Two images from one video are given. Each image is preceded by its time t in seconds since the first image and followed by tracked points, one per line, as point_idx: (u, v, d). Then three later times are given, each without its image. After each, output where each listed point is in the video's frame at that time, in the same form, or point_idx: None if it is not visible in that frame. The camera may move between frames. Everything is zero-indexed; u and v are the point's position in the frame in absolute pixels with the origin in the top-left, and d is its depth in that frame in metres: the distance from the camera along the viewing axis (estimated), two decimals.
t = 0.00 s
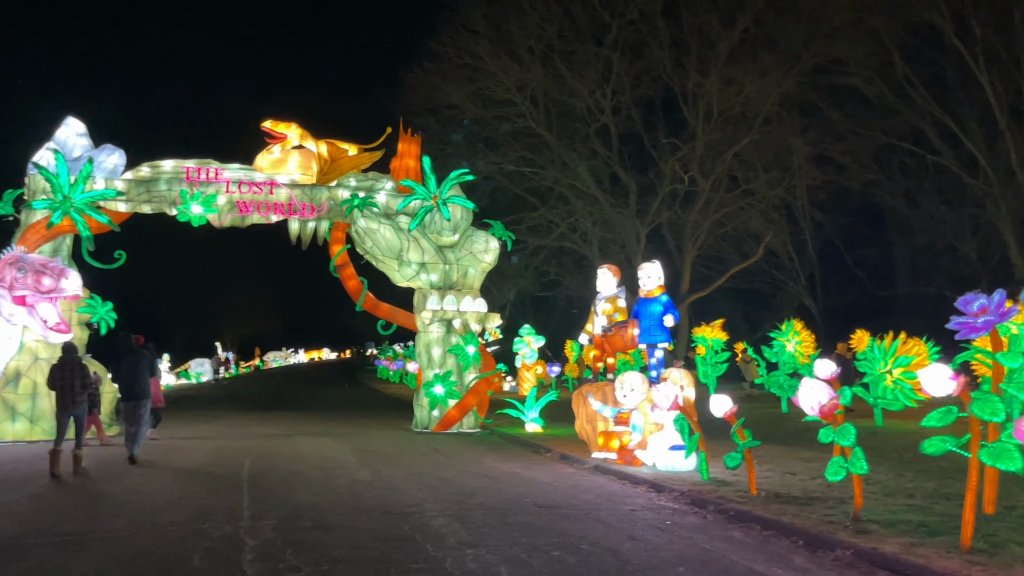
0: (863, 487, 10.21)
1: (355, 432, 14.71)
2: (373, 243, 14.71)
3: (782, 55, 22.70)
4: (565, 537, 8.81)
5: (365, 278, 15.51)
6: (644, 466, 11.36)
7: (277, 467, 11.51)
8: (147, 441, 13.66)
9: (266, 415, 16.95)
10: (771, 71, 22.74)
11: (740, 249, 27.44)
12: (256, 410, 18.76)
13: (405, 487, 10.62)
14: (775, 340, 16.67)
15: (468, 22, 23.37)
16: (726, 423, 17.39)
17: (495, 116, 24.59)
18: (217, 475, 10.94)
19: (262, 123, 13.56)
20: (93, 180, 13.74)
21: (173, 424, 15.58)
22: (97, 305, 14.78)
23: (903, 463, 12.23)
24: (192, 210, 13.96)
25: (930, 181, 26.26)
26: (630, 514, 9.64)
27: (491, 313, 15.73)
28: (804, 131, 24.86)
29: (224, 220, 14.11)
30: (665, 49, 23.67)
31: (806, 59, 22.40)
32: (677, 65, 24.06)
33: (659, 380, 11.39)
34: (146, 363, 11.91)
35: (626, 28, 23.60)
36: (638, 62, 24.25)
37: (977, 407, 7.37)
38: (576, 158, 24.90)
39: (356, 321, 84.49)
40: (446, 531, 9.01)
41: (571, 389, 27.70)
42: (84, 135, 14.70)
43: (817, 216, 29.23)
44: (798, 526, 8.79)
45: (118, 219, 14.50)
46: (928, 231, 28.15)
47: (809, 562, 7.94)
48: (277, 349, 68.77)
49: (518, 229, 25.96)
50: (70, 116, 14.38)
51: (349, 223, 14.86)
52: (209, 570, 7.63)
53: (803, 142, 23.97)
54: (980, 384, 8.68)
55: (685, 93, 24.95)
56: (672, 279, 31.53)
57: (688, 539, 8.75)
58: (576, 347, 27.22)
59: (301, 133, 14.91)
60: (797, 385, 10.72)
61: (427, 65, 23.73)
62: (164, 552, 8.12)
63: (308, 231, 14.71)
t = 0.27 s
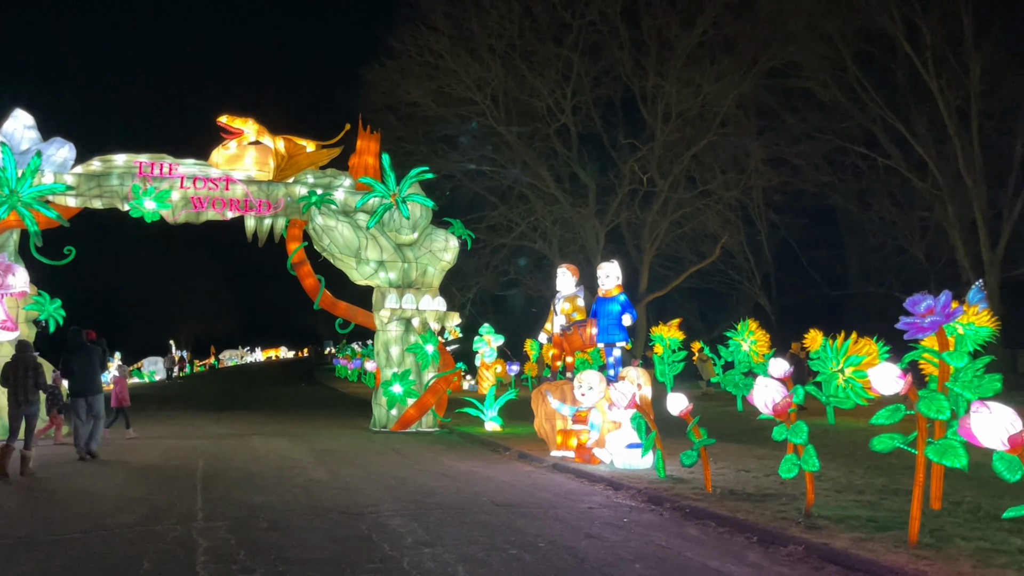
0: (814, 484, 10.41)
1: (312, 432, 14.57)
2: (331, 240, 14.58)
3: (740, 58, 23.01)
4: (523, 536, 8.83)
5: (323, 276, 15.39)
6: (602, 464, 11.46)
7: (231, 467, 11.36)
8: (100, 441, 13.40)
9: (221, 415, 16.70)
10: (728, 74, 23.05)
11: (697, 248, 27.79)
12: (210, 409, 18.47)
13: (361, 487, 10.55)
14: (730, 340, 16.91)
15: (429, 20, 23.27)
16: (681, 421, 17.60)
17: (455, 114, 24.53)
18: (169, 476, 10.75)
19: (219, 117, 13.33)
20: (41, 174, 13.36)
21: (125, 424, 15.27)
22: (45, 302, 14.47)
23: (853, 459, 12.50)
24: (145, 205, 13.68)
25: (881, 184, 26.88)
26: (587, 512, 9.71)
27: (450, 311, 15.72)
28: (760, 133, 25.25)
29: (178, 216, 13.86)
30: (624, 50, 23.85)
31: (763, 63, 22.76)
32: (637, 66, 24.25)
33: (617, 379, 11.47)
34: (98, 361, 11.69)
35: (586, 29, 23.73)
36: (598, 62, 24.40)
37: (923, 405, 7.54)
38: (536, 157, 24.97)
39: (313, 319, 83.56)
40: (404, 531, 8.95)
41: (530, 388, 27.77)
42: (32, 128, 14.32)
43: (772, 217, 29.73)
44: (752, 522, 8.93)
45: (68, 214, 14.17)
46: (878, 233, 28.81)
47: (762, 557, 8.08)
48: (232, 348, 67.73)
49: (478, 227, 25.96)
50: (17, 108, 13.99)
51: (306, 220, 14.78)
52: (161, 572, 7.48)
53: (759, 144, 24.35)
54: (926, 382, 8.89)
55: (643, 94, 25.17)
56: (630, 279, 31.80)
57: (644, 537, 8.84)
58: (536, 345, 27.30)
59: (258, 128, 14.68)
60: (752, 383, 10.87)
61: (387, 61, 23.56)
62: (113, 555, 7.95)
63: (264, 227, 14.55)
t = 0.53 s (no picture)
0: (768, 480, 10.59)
1: (268, 431, 14.39)
2: (287, 237, 14.38)
3: (698, 59, 23.28)
4: (480, 533, 8.83)
5: (279, 273, 15.21)
6: (560, 461, 11.55)
7: (185, 467, 11.17)
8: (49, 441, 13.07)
9: (175, 414, 16.40)
10: (686, 75, 23.30)
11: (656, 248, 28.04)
12: (162, 408, 18.13)
13: (318, 486, 10.45)
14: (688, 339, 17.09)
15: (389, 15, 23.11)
16: (639, 419, 17.76)
17: (415, 110, 24.41)
18: (120, 476, 10.53)
19: (173, 111, 13.09)
20: None
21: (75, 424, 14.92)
22: None
23: (805, 456, 12.74)
24: (96, 199, 13.37)
25: (834, 186, 27.44)
26: (544, 509, 9.75)
27: (409, 309, 15.64)
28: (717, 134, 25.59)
29: (130, 210, 13.57)
30: (584, 50, 23.97)
31: (720, 65, 23.07)
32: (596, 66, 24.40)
33: (576, 377, 11.54)
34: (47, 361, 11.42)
35: (546, 28, 23.80)
36: (558, 61, 24.49)
37: (873, 402, 7.70)
38: (496, 155, 25.00)
39: (269, 316, 82.40)
40: (361, 530, 8.89)
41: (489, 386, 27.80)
42: None
43: (728, 217, 30.15)
44: (706, 518, 9.05)
45: (14, 208, 13.71)
46: (832, 233, 29.40)
47: (717, 553, 8.19)
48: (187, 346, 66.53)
49: (438, 224, 25.92)
50: None
51: (263, 216, 14.59)
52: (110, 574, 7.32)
53: (717, 145, 24.67)
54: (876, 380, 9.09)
55: (603, 94, 25.33)
56: (589, 277, 32.00)
57: (601, 533, 8.90)
58: (495, 343, 27.33)
59: (213, 122, 14.48)
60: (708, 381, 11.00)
61: (346, 56, 23.34)
62: (61, 557, 7.75)
63: (220, 223, 14.35)
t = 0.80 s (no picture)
0: (723, 476, 10.73)
1: (224, 429, 14.18)
2: (245, 232, 14.22)
3: (658, 60, 23.48)
4: (438, 531, 8.80)
5: (235, 269, 15.01)
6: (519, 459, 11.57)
7: (136, 466, 10.95)
8: None
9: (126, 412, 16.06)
10: (646, 76, 23.51)
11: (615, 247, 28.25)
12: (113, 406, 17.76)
13: (274, 484, 10.33)
14: (647, 337, 17.25)
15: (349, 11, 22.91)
16: (596, 416, 17.88)
17: (375, 107, 24.23)
18: (68, 475, 10.28)
19: (126, 104, 12.81)
20: None
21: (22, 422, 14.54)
22: None
23: (760, 452, 12.94)
24: (44, 193, 13.04)
25: (790, 186, 27.91)
26: (502, 506, 9.75)
27: (368, 307, 15.53)
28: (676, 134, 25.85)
29: (80, 204, 13.27)
30: (545, 48, 24.03)
31: (679, 66, 23.32)
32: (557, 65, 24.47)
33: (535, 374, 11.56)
34: None
35: (507, 26, 23.82)
36: (519, 60, 24.53)
37: (825, 399, 7.84)
38: (456, 153, 24.96)
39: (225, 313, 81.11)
40: (316, 528, 8.80)
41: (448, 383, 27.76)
42: None
43: (686, 217, 30.49)
44: (662, 514, 9.15)
45: None
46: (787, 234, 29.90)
47: (672, 549, 8.27)
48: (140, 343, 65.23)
49: (397, 221, 25.80)
50: None
51: (219, 212, 14.36)
52: None
53: (676, 145, 24.93)
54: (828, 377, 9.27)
55: (563, 93, 25.42)
56: (548, 275, 32.11)
57: (559, 530, 8.93)
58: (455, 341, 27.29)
59: (167, 116, 14.21)
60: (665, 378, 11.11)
61: (305, 51, 23.08)
62: (6, 559, 7.54)
63: (175, 219, 14.14)
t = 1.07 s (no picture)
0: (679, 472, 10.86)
1: (178, 427, 13.96)
2: (199, 227, 14.00)
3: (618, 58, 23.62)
4: (394, 529, 8.77)
5: (189, 264, 14.81)
6: (476, 456, 11.60)
7: (84, 464, 10.73)
8: None
9: (76, 410, 15.72)
10: (606, 74, 23.63)
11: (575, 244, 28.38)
12: (62, 404, 17.37)
13: (227, 483, 10.20)
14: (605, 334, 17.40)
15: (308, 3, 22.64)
16: (555, 413, 17.96)
17: (334, 101, 23.99)
18: (14, 475, 10.04)
19: (77, 94, 12.52)
20: None
21: None
22: None
23: (715, 448, 13.11)
24: None
25: (748, 186, 28.30)
26: (459, 503, 9.75)
27: (326, 303, 15.40)
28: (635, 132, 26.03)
29: (27, 197, 12.95)
30: (506, 45, 24.02)
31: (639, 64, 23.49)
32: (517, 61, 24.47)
33: (493, 371, 11.58)
34: None
35: (467, 22, 23.76)
36: (479, 55, 24.48)
37: (778, 395, 7.98)
38: (417, 148, 24.85)
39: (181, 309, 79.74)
40: (271, 527, 8.71)
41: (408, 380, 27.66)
42: None
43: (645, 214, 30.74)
44: (618, 510, 9.24)
45: None
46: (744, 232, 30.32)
47: (627, 544, 8.35)
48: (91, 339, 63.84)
49: (356, 217, 25.62)
50: None
51: (173, 205, 14.17)
52: None
53: (636, 143, 25.11)
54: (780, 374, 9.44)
55: (524, 89, 25.44)
56: (508, 272, 32.14)
57: (515, 526, 8.97)
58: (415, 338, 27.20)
59: (120, 107, 13.97)
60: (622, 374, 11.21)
61: (262, 43, 22.76)
62: None
63: (127, 212, 13.89)
